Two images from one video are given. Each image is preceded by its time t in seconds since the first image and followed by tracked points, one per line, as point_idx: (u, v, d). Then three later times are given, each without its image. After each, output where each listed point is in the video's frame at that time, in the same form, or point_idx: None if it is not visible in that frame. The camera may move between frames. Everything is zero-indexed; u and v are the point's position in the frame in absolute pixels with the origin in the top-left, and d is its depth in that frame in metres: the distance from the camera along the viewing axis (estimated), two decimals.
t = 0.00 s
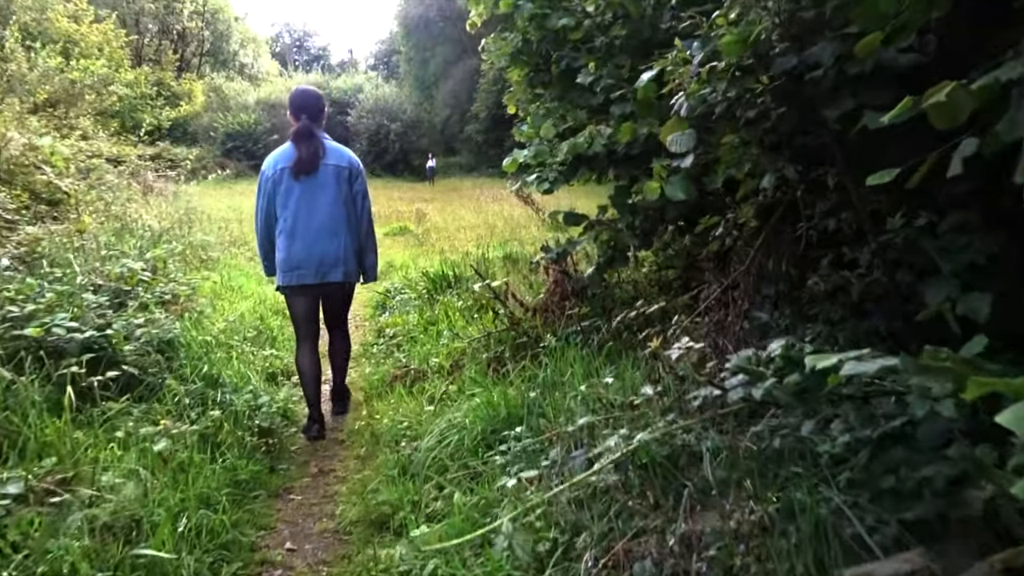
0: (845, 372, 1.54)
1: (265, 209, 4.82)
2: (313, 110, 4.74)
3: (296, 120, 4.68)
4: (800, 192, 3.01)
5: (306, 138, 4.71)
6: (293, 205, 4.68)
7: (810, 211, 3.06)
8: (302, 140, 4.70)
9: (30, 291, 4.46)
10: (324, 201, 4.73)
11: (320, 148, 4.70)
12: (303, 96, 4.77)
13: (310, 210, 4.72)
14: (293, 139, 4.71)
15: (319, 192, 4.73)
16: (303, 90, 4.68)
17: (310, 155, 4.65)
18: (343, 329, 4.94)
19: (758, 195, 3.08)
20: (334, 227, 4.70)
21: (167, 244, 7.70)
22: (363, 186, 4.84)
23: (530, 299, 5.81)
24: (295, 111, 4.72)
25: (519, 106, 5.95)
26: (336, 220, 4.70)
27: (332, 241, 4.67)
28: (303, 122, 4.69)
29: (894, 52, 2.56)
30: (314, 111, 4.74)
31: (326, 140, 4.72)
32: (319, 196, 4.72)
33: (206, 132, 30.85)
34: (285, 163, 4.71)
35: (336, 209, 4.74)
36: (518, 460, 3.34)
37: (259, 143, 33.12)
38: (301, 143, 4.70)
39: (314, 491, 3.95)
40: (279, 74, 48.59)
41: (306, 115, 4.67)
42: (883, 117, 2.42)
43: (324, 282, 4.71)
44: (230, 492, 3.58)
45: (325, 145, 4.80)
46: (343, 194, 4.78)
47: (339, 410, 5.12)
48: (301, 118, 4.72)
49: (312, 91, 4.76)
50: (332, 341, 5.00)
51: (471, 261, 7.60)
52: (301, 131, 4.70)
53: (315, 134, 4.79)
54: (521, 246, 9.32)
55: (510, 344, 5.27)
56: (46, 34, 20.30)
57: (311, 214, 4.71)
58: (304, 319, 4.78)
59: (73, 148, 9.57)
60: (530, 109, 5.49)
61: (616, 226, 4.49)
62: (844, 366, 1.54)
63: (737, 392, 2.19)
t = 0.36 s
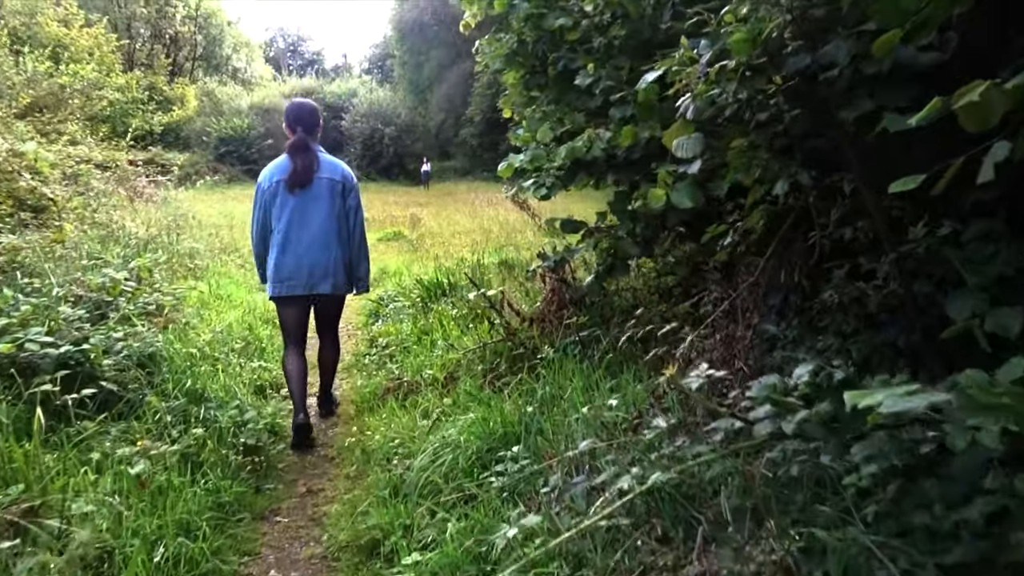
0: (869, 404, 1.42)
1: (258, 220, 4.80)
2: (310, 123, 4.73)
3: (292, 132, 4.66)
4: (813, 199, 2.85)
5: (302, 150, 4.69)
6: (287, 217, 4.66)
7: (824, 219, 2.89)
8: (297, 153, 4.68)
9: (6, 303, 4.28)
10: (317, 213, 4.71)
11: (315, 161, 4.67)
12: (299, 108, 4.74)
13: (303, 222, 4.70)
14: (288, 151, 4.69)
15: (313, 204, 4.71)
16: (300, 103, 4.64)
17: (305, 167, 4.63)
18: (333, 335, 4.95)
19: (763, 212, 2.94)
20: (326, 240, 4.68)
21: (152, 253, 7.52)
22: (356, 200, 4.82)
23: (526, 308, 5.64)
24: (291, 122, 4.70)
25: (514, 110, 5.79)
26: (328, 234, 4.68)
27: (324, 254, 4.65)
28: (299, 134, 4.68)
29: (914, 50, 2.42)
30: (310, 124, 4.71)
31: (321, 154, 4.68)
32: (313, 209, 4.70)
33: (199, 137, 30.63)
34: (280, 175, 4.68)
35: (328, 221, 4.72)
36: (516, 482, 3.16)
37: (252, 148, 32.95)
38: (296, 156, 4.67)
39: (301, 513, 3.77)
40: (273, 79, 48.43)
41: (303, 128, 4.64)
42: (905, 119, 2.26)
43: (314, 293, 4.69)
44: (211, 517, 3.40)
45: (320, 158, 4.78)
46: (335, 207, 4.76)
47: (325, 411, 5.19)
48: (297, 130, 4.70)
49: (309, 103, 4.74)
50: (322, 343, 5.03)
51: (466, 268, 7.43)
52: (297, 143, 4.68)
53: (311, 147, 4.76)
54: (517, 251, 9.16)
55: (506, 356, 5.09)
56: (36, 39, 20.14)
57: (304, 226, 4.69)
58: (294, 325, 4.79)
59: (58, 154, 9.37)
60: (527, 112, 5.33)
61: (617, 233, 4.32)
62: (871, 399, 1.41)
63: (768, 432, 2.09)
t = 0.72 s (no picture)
0: (934, 457, 1.23)
1: (254, 217, 5.11)
2: (303, 125, 5.05)
3: (286, 133, 4.98)
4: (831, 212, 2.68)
5: (295, 151, 5.02)
6: (280, 214, 4.98)
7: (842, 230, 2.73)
8: (291, 153, 5.00)
9: None
10: (310, 211, 5.03)
11: (307, 161, 5.01)
12: (293, 109, 5.04)
13: (297, 220, 5.03)
14: (282, 151, 5.01)
15: (306, 203, 5.03)
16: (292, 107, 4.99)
17: (298, 166, 4.96)
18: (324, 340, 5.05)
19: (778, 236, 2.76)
20: (317, 236, 4.98)
21: (138, 261, 7.34)
22: (347, 200, 5.13)
23: (521, 320, 5.46)
24: (285, 124, 5.02)
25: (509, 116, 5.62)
26: (319, 231, 4.99)
27: (315, 250, 4.95)
28: (292, 135, 5.00)
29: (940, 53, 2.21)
30: (303, 126, 5.05)
31: (313, 154, 5.02)
32: (304, 207, 5.02)
33: (189, 142, 30.38)
34: (275, 175, 5.02)
35: (320, 219, 5.03)
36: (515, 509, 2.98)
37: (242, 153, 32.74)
38: (290, 156, 5.01)
39: (288, 536, 3.58)
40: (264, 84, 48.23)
41: (295, 130, 4.97)
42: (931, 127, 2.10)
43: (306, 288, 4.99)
44: (190, 543, 3.22)
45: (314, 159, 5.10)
46: (327, 206, 5.07)
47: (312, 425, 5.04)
48: (290, 131, 5.02)
49: (302, 105, 5.05)
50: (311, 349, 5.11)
51: (459, 277, 7.27)
52: (291, 144, 5.00)
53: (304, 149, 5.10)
54: (509, 259, 9.00)
55: (502, 370, 4.92)
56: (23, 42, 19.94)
57: (297, 223, 5.00)
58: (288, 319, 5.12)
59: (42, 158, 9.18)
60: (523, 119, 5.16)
61: (617, 244, 4.16)
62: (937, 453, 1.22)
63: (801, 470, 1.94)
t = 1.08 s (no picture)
0: None
1: (244, 225, 4.97)
2: (294, 131, 4.89)
3: (277, 140, 4.83)
4: (851, 225, 2.54)
5: (287, 158, 4.87)
6: (270, 222, 4.83)
7: (865, 244, 2.58)
8: (282, 160, 4.85)
9: None
10: (301, 219, 4.87)
11: (299, 167, 4.85)
12: (284, 116, 4.89)
13: (288, 228, 4.88)
14: (273, 158, 4.86)
15: (297, 210, 4.87)
16: (284, 114, 4.84)
17: (290, 174, 4.81)
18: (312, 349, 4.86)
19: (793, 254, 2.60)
20: (309, 244, 4.83)
21: (121, 271, 7.15)
22: (339, 206, 4.97)
23: (517, 333, 5.30)
24: (277, 131, 4.87)
25: (504, 123, 5.46)
26: (311, 239, 4.84)
27: (306, 259, 4.81)
28: (284, 142, 4.84)
29: (969, 54, 2.12)
30: (295, 133, 4.89)
31: (305, 161, 4.87)
32: (296, 215, 4.87)
33: (178, 148, 30.14)
34: (266, 183, 4.87)
35: (311, 227, 4.88)
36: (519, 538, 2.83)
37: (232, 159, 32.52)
38: (282, 163, 4.85)
39: (278, 561, 3.41)
40: (254, 91, 48.05)
41: (286, 137, 4.82)
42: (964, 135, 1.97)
43: (297, 296, 4.85)
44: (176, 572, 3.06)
45: (305, 165, 4.95)
46: (319, 213, 4.92)
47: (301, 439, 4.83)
48: (282, 138, 4.87)
49: (293, 112, 4.89)
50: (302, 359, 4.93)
51: (453, 287, 7.10)
52: (282, 151, 4.85)
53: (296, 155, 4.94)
54: (503, 268, 8.83)
55: (499, 385, 4.77)
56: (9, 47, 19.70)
57: (288, 231, 4.86)
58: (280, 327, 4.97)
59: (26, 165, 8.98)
60: (520, 126, 5.01)
61: (620, 255, 4.01)
62: None
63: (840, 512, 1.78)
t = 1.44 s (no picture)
0: None
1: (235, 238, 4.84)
2: (283, 142, 4.76)
3: (266, 152, 4.71)
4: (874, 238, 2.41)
5: (276, 170, 4.74)
6: (261, 235, 4.71)
7: (890, 256, 2.45)
8: (272, 173, 4.73)
9: None
10: (293, 230, 4.75)
11: (288, 179, 4.72)
12: (273, 128, 4.77)
13: (279, 240, 4.75)
14: (262, 171, 4.73)
15: (288, 222, 4.75)
16: (273, 125, 4.71)
17: (279, 187, 4.67)
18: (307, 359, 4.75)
19: (813, 267, 2.48)
20: (301, 255, 4.71)
21: (110, 280, 7.00)
22: (329, 217, 4.85)
23: (516, 345, 5.16)
24: (265, 144, 4.74)
25: (503, 129, 5.32)
26: (303, 250, 4.71)
27: (299, 269, 4.68)
28: (273, 154, 4.71)
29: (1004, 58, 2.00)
30: (284, 144, 4.76)
31: (295, 172, 4.74)
32: (287, 226, 4.74)
33: (172, 154, 29.94)
34: (255, 195, 4.74)
35: (303, 238, 4.75)
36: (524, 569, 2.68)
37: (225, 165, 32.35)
38: (271, 176, 4.73)
39: None
40: (247, 97, 47.89)
41: (275, 149, 4.69)
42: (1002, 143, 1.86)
43: (291, 308, 4.72)
44: None
45: (295, 176, 4.82)
46: (310, 224, 4.79)
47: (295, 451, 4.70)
48: (271, 151, 4.74)
49: (281, 123, 4.76)
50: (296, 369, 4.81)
51: (449, 297, 6.96)
52: (271, 163, 4.72)
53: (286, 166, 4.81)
54: (500, 277, 8.69)
55: (498, 399, 4.62)
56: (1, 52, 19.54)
57: (280, 243, 4.73)
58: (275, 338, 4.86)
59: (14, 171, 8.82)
60: (519, 132, 4.87)
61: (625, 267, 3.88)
62: None
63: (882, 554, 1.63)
